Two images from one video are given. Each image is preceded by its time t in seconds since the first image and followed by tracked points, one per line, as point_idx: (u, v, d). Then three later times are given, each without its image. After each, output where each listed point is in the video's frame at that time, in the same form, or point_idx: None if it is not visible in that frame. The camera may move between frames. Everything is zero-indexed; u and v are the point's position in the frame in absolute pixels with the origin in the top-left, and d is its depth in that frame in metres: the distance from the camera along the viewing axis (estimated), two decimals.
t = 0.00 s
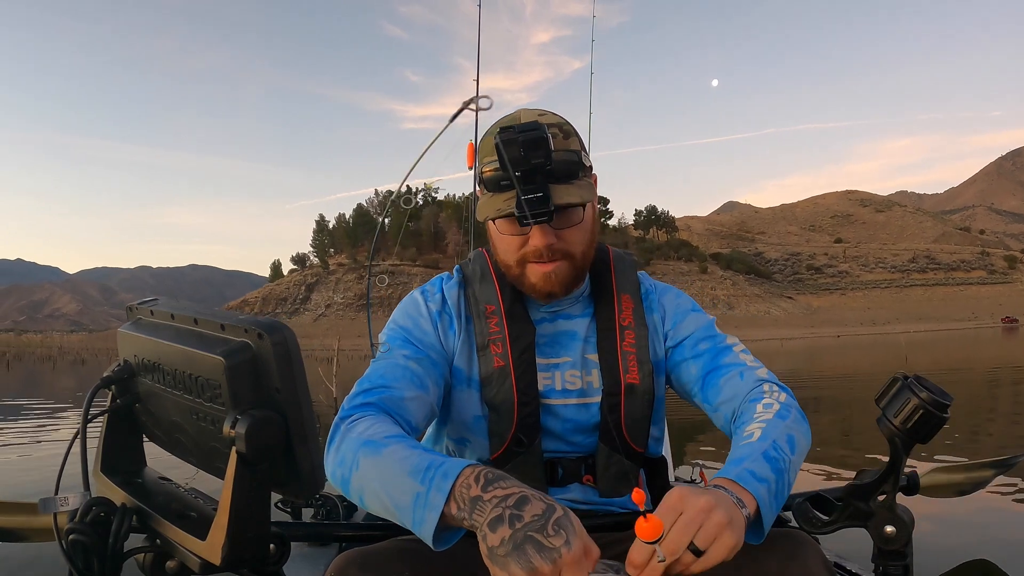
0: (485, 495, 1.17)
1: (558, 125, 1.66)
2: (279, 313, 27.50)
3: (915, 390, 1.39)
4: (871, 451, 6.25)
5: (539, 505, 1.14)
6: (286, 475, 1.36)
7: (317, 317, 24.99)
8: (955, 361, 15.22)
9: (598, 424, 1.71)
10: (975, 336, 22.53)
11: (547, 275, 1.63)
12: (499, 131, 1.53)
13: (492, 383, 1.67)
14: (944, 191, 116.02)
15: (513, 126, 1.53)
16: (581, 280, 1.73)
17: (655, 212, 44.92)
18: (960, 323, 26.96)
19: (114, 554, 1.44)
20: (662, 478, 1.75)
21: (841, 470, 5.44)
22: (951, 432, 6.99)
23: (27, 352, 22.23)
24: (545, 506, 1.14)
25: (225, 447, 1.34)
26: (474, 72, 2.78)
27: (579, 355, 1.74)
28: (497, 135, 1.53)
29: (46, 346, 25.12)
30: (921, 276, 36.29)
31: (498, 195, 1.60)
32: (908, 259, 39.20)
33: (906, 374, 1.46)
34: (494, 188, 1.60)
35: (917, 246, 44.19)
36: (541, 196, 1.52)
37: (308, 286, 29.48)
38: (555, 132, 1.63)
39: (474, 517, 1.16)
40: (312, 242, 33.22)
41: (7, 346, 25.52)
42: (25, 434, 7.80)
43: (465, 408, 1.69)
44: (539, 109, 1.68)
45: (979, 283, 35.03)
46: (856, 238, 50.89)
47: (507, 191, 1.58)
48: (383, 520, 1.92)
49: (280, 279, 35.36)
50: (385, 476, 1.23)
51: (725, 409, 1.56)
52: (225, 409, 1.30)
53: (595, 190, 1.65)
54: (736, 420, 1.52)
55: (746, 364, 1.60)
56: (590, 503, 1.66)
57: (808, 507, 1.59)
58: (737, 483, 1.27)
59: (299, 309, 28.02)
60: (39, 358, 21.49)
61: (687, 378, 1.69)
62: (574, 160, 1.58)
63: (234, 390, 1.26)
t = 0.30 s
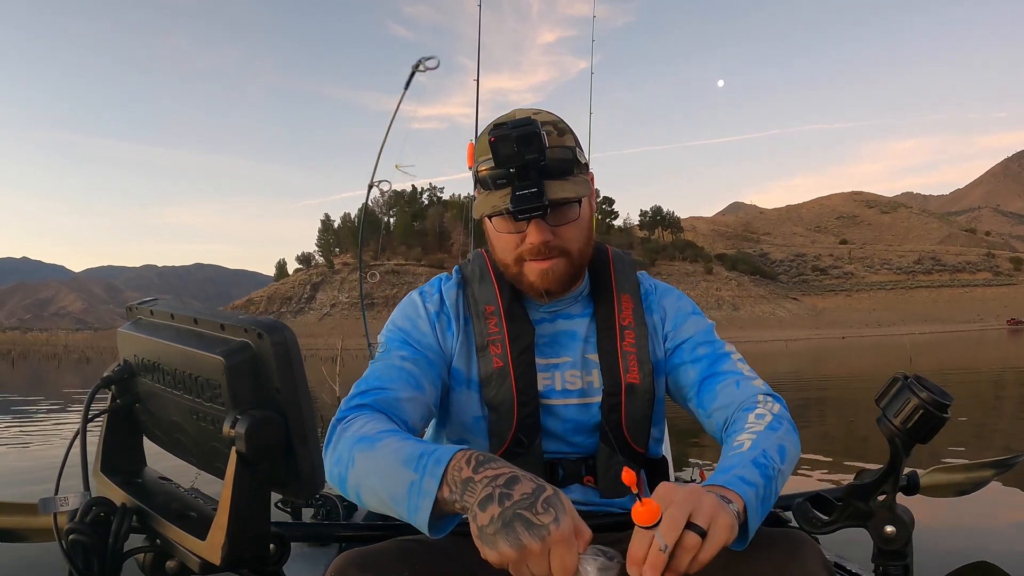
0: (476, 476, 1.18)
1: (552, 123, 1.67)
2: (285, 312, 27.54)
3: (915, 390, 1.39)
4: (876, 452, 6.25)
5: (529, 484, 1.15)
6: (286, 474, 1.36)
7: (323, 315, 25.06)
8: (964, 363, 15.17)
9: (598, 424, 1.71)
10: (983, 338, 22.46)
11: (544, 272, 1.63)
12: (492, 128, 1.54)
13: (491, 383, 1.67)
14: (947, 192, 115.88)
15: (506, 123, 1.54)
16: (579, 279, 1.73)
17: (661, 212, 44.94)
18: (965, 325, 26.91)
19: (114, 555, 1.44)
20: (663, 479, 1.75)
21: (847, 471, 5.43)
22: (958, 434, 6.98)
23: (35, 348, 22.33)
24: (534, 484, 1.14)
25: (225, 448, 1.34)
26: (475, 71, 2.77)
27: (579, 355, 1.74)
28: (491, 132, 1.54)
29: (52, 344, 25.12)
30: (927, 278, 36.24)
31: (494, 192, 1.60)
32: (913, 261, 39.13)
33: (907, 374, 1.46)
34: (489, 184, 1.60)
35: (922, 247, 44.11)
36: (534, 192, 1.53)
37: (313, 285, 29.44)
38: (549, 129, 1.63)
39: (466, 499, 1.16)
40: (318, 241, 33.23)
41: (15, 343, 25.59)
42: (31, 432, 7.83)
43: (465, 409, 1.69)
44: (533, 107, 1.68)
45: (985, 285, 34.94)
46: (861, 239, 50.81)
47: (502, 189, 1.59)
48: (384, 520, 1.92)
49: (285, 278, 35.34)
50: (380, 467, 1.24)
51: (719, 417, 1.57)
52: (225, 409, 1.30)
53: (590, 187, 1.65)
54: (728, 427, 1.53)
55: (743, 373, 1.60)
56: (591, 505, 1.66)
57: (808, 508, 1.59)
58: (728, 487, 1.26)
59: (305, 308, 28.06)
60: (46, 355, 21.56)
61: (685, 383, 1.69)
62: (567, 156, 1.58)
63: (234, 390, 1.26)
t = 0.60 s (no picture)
0: (471, 486, 1.18)
1: (549, 123, 1.66)
2: (286, 312, 27.54)
3: (912, 387, 1.39)
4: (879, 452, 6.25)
5: (522, 493, 1.15)
6: (284, 476, 1.36)
7: (324, 316, 25.06)
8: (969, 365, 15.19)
9: (597, 424, 1.71)
10: (986, 338, 22.44)
11: (542, 272, 1.63)
12: (488, 128, 1.55)
13: (488, 383, 1.66)
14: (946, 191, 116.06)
15: (501, 123, 1.55)
16: (576, 279, 1.73)
17: (662, 212, 44.97)
18: (967, 324, 26.92)
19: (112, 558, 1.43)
20: (663, 479, 1.75)
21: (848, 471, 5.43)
22: (962, 435, 6.96)
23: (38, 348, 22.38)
24: (527, 493, 1.15)
25: (222, 449, 1.34)
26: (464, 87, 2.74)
27: (577, 354, 1.74)
28: (486, 132, 1.55)
29: (52, 344, 25.03)
30: (928, 277, 36.23)
31: (488, 193, 1.61)
32: (914, 261, 39.16)
33: (904, 371, 1.46)
34: (483, 186, 1.61)
35: (924, 247, 44.16)
36: (529, 192, 1.53)
37: (314, 286, 29.37)
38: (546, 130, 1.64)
39: (462, 510, 1.16)
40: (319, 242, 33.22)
41: (16, 344, 25.50)
42: (33, 433, 7.85)
43: (462, 410, 1.69)
44: (530, 107, 1.68)
45: (986, 284, 34.95)
46: (862, 239, 50.86)
47: (498, 189, 1.60)
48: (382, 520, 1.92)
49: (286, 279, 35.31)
50: (379, 481, 1.24)
51: (705, 431, 1.57)
52: (222, 411, 1.30)
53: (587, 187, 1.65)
54: (712, 442, 1.54)
55: (735, 393, 1.59)
56: (590, 506, 1.66)
57: (807, 506, 1.59)
58: (710, 513, 1.26)
59: (307, 309, 28.06)
60: (47, 356, 21.58)
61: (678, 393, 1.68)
62: (563, 155, 1.59)
63: (231, 391, 1.26)
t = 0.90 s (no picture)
0: (480, 490, 1.18)
1: (546, 123, 1.66)
2: (288, 313, 27.54)
3: (909, 386, 1.39)
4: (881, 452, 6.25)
5: (530, 497, 1.16)
6: (281, 475, 1.36)
7: (326, 316, 25.05)
8: (972, 364, 15.16)
9: (594, 421, 1.71)
10: (988, 338, 22.41)
11: (539, 271, 1.63)
12: (487, 129, 1.54)
13: (484, 381, 1.66)
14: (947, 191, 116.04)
15: (500, 124, 1.54)
16: (574, 277, 1.73)
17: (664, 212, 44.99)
18: (969, 324, 26.89)
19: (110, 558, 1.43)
20: (660, 476, 1.75)
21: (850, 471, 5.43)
22: (963, 435, 6.96)
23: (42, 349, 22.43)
24: (535, 498, 1.16)
25: (219, 448, 1.33)
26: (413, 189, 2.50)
27: (574, 350, 1.74)
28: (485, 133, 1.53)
29: (55, 344, 25.04)
30: (930, 277, 36.22)
31: (485, 193, 1.60)
32: (916, 261, 39.14)
33: (900, 370, 1.46)
34: (480, 185, 1.60)
35: (925, 246, 44.14)
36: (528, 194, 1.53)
37: (316, 286, 29.37)
38: (543, 130, 1.64)
39: (470, 512, 1.17)
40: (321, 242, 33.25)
41: (18, 344, 25.49)
42: (37, 433, 7.87)
43: (459, 406, 1.69)
44: (527, 106, 1.68)
45: (988, 284, 34.93)
46: (864, 238, 50.86)
47: (496, 190, 1.59)
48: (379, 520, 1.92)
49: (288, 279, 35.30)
50: (385, 481, 1.24)
51: (700, 433, 1.57)
52: (219, 410, 1.29)
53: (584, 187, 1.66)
54: (706, 445, 1.54)
55: (731, 395, 1.59)
56: (587, 505, 1.66)
57: (803, 504, 1.59)
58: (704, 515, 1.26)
59: (309, 310, 28.06)
60: (50, 356, 21.60)
61: (675, 393, 1.68)
62: (561, 156, 1.58)
63: (227, 390, 1.26)
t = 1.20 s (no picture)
0: (474, 501, 1.19)
1: (545, 125, 1.66)
2: (290, 312, 27.48)
3: (905, 389, 1.39)
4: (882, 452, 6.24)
5: (521, 504, 1.17)
6: (278, 476, 1.36)
7: (329, 316, 25.01)
8: (977, 363, 15.13)
9: (591, 423, 1.71)
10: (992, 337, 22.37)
11: (538, 273, 1.63)
12: (488, 132, 1.53)
13: (481, 383, 1.66)
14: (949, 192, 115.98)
15: (500, 128, 1.53)
16: (572, 278, 1.72)
17: (666, 212, 44.92)
18: (971, 324, 26.86)
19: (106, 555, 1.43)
20: (656, 476, 1.75)
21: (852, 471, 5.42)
22: (965, 435, 6.95)
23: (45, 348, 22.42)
24: (527, 506, 1.17)
25: (215, 447, 1.33)
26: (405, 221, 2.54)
27: (570, 352, 1.74)
28: (486, 136, 1.53)
29: (58, 344, 25.04)
30: (933, 277, 36.18)
31: (484, 196, 1.60)
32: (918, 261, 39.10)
33: (897, 374, 1.46)
34: (479, 188, 1.59)
35: (928, 246, 44.09)
36: (529, 198, 1.52)
37: (318, 285, 29.37)
38: (543, 131, 1.64)
39: (467, 524, 1.18)
40: (323, 241, 33.21)
41: (22, 344, 25.50)
42: (39, 431, 7.86)
43: (455, 409, 1.68)
44: (525, 108, 1.68)
45: (990, 283, 34.90)
46: (866, 238, 50.82)
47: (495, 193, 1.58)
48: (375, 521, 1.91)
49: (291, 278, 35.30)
50: (384, 496, 1.25)
51: (698, 434, 1.58)
52: (215, 409, 1.29)
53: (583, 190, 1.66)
54: (705, 443, 1.55)
55: (729, 398, 1.60)
56: (583, 506, 1.67)
57: (799, 507, 1.58)
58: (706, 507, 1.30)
59: (311, 308, 27.98)
60: (53, 356, 21.59)
61: (673, 395, 1.68)
62: (561, 158, 1.58)
63: (225, 390, 1.26)
